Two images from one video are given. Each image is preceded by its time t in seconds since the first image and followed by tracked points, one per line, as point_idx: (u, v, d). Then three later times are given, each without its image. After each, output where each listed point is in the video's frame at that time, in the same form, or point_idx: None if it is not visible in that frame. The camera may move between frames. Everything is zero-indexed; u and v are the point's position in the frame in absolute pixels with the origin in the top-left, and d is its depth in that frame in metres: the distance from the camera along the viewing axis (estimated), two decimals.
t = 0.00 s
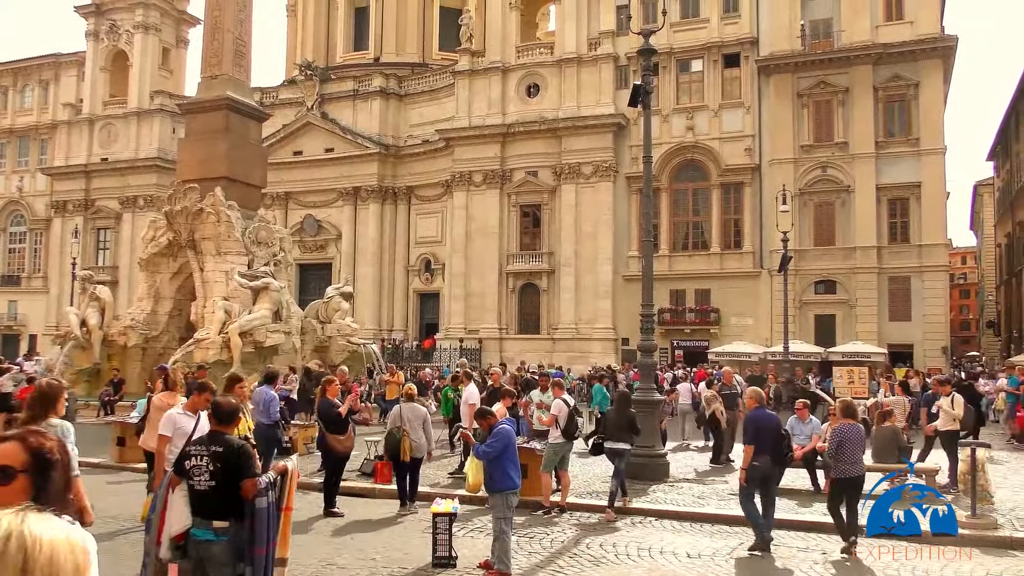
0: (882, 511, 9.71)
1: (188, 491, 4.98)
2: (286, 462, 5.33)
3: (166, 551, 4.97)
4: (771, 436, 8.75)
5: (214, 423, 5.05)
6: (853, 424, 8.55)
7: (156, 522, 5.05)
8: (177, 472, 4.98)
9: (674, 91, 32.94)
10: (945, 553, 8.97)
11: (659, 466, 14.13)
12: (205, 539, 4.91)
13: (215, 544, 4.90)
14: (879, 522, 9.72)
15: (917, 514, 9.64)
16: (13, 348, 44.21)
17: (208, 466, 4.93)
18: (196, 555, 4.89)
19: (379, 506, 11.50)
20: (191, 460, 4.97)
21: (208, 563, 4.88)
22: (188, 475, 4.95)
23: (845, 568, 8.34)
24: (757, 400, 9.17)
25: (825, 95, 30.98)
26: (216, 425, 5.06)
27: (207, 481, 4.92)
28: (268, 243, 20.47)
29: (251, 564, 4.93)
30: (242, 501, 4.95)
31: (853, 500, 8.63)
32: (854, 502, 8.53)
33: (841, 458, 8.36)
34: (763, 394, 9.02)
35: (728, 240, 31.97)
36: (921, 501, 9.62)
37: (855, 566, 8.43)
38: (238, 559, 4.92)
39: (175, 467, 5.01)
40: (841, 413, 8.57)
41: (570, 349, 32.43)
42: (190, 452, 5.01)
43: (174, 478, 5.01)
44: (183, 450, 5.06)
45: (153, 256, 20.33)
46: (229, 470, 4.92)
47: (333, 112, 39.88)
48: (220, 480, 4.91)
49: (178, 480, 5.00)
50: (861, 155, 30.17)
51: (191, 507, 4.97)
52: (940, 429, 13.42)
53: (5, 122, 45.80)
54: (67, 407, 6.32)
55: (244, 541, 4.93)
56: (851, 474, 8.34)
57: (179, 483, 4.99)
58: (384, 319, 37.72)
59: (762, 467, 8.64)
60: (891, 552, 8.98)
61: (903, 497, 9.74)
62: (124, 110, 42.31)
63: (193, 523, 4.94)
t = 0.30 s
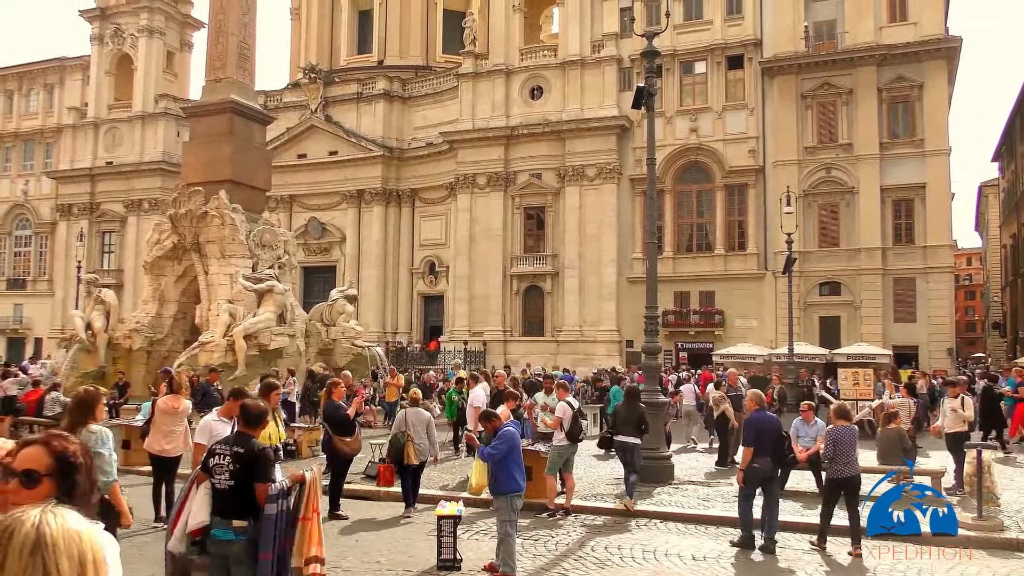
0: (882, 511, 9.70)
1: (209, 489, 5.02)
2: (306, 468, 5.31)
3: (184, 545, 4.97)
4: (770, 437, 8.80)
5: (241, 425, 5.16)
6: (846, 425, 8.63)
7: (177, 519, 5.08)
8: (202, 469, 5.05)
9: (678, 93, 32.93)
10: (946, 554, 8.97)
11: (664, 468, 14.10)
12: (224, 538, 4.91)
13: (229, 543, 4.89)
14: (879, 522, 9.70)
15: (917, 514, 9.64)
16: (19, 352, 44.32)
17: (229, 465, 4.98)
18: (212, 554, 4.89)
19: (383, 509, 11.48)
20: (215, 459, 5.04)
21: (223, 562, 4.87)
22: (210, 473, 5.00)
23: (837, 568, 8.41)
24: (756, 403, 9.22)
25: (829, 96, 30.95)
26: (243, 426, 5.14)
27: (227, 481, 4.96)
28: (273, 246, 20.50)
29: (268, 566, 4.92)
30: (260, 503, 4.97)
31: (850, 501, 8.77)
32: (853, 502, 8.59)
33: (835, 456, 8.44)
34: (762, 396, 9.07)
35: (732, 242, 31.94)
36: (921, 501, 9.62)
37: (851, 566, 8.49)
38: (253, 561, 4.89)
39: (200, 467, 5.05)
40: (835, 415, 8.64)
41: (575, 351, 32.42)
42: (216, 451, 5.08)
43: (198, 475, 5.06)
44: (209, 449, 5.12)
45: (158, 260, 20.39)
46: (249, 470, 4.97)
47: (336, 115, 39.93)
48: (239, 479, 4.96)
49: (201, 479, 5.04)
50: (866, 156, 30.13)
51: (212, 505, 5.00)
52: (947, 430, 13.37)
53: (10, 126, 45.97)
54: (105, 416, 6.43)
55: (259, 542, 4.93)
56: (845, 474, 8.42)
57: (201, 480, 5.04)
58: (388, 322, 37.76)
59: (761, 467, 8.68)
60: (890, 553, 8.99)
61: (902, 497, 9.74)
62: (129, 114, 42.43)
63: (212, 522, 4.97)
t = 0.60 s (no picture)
0: (882, 512, 9.67)
1: (243, 491, 5.04)
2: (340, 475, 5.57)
3: (216, 546, 5.03)
4: (766, 440, 8.84)
5: (274, 427, 5.11)
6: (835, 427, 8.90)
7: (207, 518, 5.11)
8: (236, 471, 5.05)
9: (680, 95, 32.94)
10: (946, 555, 8.98)
11: (667, 471, 14.10)
12: (262, 540, 5.00)
13: (267, 544, 5.00)
14: (880, 523, 9.67)
15: (916, 515, 9.62)
16: (22, 355, 44.38)
17: (267, 469, 5.00)
18: (248, 554, 4.99)
19: (386, 510, 11.49)
20: (250, 463, 5.04)
21: (260, 562, 4.99)
22: (246, 477, 5.02)
23: (820, 568, 8.49)
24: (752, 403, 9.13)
25: (832, 98, 30.92)
26: (276, 430, 5.10)
27: (264, 485, 5.00)
28: (276, 249, 20.53)
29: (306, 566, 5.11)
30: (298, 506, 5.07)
31: (835, 504, 9.02)
32: (836, 501, 8.88)
33: (823, 457, 8.70)
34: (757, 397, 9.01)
35: (736, 243, 31.91)
36: (920, 502, 9.62)
37: (837, 566, 8.57)
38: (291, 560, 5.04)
39: (233, 467, 5.05)
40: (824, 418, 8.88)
41: (578, 354, 32.41)
42: (250, 455, 5.06)
43: (232, 477, 5.07)
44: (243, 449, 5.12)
45: (162, 263, 20.44)
46: (288, 476, 5.01)
47: (340, 118, 39.97)
48: (277, 484, 5.00)
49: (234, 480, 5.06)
50: (869, 158, 30.10)
51: (246, 507, 5.04)
52: (951, 434, 13.34)
53: (14, 130, 46.11)
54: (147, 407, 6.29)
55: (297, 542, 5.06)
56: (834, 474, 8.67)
57: (235, 482, 5.06)
58: (391, 324, 37.77)
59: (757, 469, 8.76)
60: (888, 554, 9.02)
61: (901, 498, 9.73)
62: (132, 117, 42.52)
63: (246, 524, 5.02)
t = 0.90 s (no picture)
0: (882, 511, 9.63)
1: (265, 491, 5.05)
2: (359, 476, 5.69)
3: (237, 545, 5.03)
4: (760, 439, 9.01)
5: (298, 428, 5.15)
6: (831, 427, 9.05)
7: (226, 519, 5.08)
8: (259, 472, 5.04)
9: (683, 97, 32.94)
10: (948, 555, 9.01)
11: (671, 472, 14.08)
12: (286, 540, 5.07)
13: (292, 544, 5.07)
14: (879, 522, 9.63)
15: (917, 515, 9.60)
16: (26, 356, 44.44)
17: (293, 471, 5.05)
18: (272, 552, 5.06)
19: (390, 511, 11.48)
20: (276, 464, 5.05)
21: (284, 561, 5.07)
22: (272, 478, 5.04)
23: (814, 568, 8.55)
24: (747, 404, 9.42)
25: (835, 99, 30.90)
26: (299, 430, 5.15)
27: (290, 486, 5.05)
28: (279, 251, 20.55)
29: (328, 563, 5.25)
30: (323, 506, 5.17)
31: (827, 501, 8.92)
32: (831, 500, 8.83)
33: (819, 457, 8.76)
34: (753, 397, 9.25)
35: (739, 244, 31.88)
36: (920, 502, 9.61)
37: (834, 566, 8.62)
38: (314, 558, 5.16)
39: (255, 468, 5.04)
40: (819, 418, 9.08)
41: (581, 355, 32.41)
42: (274, 455, 5.07)
43: (250, 477, 5.03)
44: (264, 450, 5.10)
45: (166, 265, 20.46)
46: (316, 478, 5.09)
47: (343, 119, 40.00)
48: (305, 485, 5.07)
49: (255, 481, 5.04)
50: (872, 158, 30.08)
51: (268, 507, 5.06)
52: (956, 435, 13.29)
53: (18, 133, 46.25)
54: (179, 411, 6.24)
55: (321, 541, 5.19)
56: (831, 474, 8.69)
57: (256, 482, 5.05)
58: (394, 326, 37.79)
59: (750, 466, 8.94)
60: (888, 555, 9.03)
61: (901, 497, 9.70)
62: (136, 119, 42.60)
63: (271, 524, 5.06)
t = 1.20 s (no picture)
0: (883, 512, 9.71)
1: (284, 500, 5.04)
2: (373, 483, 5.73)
3: (258, 556, 4.99)
4: (760, 445, 8.96)
5: (315, 437, 5.21)
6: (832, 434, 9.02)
7: (244, 531, 5.04)
8: (279, 482, 5.04)
9: (687, 103, 32.97)
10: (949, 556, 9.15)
11: (679, 479, 14.01)
12: (308, 548, 5.04)
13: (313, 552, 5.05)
14: (880, 522, 9.69)
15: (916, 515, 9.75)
16: (34, 367, 44.60)
17: (313, 478, 5.08)
18: (294, 562, 5.01)
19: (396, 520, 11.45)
20: (296, 472, 5.07)
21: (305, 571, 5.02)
22: (291, 486, 5.04)
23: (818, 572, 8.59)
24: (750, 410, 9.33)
25: (839, 104, 30.91)
26: (316, 440, 5.22)
27: (310, 494, 5.06)
28: (285, 260, 20.57)
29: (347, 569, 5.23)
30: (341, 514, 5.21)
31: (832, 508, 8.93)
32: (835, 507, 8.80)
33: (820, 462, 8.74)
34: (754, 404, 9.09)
35: (745, 251, 31.84)
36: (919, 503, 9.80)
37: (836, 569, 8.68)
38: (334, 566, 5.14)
39: (273, 478, 5.04)
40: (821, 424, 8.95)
41: (587, 362, 32.38)
42: (294, 465, 5.10)
43: (269, 487, 5.02)
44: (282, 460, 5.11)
45: (173, 275, 20.51)
46: (336, 485, 5.15)
47: (348, 129, 40.13)
48: (326, 493, 5.11)
49: (273, 491, 5.03)
50: (877, 163, 30.05)
51: (288, 516, 5.05)
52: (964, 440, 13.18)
53: (26, 144, 46.56)
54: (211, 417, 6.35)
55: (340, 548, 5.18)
56: (832, 479, 8.69)
57: (275, 492, 5.03)
58: (400, 335, 37.83)
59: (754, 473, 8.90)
60: (888, 555, 9.18)
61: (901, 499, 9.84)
62: (142, 130, 42.83)
63: (291, 534, 5.03)
